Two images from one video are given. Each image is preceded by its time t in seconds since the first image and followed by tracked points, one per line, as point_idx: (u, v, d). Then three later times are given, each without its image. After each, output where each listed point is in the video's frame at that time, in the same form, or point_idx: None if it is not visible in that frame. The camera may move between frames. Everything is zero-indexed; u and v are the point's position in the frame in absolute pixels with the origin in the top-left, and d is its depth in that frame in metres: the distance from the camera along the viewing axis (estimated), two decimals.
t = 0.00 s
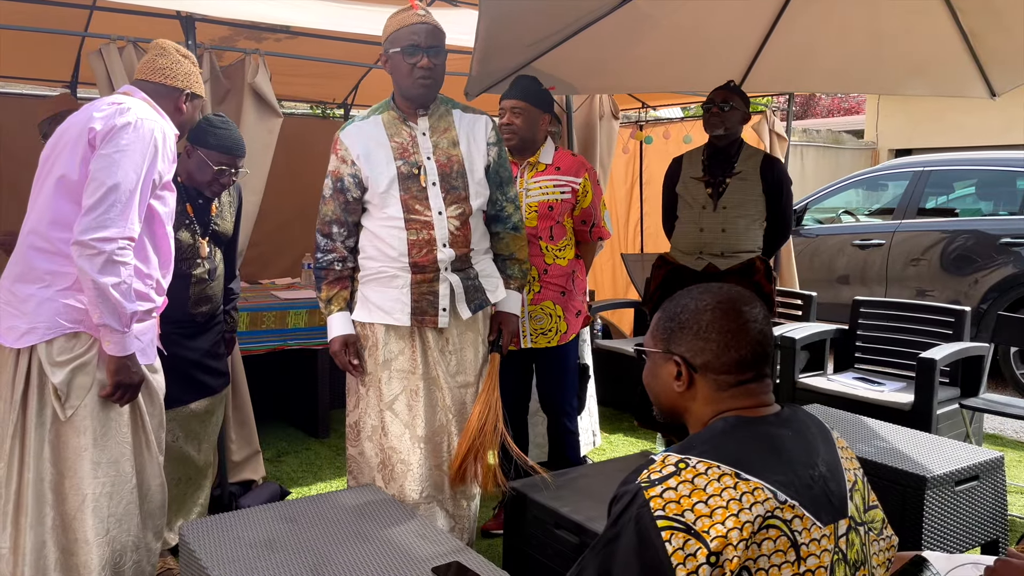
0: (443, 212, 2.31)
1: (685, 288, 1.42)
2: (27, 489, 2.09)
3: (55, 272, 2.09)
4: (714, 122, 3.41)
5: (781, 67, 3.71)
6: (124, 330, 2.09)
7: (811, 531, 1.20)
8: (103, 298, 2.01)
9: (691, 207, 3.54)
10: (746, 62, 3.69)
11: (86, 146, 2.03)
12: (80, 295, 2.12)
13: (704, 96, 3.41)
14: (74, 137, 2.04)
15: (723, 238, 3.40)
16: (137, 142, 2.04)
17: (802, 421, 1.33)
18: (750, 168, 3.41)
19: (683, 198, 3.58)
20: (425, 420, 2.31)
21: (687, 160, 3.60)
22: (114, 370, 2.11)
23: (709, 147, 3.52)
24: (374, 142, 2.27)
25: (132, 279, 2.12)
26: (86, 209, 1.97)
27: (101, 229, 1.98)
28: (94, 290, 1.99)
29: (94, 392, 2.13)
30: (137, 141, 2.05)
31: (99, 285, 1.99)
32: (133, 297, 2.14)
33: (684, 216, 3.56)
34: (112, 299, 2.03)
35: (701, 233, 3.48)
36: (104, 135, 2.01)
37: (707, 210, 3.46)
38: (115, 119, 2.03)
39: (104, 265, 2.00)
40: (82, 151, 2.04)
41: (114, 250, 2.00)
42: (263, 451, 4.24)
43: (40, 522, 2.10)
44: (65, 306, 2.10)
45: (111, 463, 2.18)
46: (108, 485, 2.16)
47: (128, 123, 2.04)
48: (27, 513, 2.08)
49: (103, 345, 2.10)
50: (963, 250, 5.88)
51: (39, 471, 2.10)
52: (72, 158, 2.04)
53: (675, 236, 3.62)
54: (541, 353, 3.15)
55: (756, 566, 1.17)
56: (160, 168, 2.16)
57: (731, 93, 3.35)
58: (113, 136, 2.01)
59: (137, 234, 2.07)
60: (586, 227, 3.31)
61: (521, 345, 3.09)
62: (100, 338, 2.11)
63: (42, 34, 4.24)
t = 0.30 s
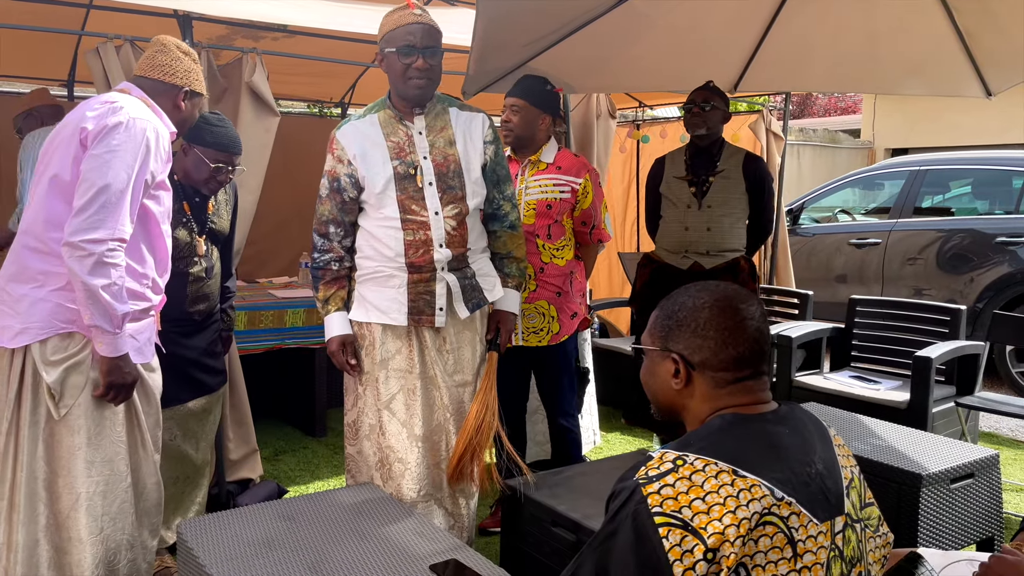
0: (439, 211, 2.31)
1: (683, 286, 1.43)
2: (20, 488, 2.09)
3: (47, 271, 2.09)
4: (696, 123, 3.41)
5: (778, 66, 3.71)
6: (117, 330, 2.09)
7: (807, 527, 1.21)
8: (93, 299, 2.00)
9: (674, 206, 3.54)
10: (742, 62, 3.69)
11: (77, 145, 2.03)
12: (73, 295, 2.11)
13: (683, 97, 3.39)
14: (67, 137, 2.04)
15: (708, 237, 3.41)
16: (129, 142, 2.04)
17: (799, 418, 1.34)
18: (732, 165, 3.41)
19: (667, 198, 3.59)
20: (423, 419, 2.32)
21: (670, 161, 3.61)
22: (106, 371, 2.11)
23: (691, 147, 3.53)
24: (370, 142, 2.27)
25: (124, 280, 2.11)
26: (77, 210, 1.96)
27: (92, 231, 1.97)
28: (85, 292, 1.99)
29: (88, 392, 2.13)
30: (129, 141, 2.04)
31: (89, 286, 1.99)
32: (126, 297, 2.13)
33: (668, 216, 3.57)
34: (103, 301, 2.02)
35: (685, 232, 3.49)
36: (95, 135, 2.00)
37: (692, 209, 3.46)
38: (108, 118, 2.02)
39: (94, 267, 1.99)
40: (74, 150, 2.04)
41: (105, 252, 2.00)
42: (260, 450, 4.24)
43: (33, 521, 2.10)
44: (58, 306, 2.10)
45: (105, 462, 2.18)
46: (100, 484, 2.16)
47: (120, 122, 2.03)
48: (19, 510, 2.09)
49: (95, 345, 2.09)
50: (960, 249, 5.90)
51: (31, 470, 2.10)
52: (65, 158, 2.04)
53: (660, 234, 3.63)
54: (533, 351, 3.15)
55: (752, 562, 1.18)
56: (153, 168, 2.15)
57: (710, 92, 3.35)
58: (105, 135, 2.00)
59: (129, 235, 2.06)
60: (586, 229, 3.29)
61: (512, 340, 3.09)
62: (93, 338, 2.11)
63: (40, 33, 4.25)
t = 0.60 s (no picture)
0: (439, 213, 2.31)
1: (684, 285, 1.43)
2: (15, 488, 2.09)
3: (42, 271, 2.08)
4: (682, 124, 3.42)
5: (776, 66, 3.72)
6: (110, 332, 2.07)
7: (809, 528, 1.21)
8: (86, 300, 1.99)
9: (662, 207, 3.53)
10: (741, 61, 3.70)
11: (73, 145, 2.03)
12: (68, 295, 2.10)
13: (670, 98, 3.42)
14: (63, 137, 2.04)
15: (697, 237, 3.41)
16: (125, 141, 2.03)
17: (800, 418, 1.34)
18: (719, 165, 3.44)
19: (654, 199, 3.58)
20: (422, 418, 2.32)
21: (656, 161, 3.60)
22: (99, 373, 2.09)
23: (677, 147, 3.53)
24: (367, 142, 2.26)
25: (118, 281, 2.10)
26: (71, 211, 1.95)
27: (86, 231, 1.97)
28: (78, 293, 1.98)
29: (83, 393, 2.13)
30: (125, 141, 2.03)
31: (82, 286, 1.98)
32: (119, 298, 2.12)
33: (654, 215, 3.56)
34: (95, 302, 2.01)
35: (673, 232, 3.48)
36: (91, 135, 1.99)
37: (681, 209, 3.46)
38: (104, 117, 2.01)
39: (87, 267, 1.98)
40: (70, 150, 2.03)
41: (98, 252, 1.99)
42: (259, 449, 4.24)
43: (27, 521, 2.10)
44: (53, 307, 2.09)
45: (100, 462, 2.18)
46: (95, 484, 2.16)
47: (117, 122, 2.02)
48: (14, 510, 2.08)
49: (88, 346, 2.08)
50: (958, 248, 5.91)
51: (27, 470, 2.10)
52: (61, 158, 2.04)
53: (647, 234, 3.61)
54: (548, 352, 3.17)
55: (753, 562, 1.18)
56: (150, 168, 2.14)
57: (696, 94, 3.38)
58: (100, 135, 2.00)
59: (123, 235, 2.06)
60: (599, 230, 3.28)
61: (526, 343, 3.13)
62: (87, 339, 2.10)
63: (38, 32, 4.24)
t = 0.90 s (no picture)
0: (439, 217, 2.32)
1: (689, 283, 1.43)
2: (13, 488, 2.08)
3: (39, 272, 2.08)
4: (680, 124, 3.42)
5: (776, 66, 3.72)
6: (106, 332, 2.06)
7: (814, 528, 1.21)
8: (81, 300, 1.99)
9: (659, 206, 3.53)
10: (741, 61, 3.70)
11: (69, 145, 2.02)
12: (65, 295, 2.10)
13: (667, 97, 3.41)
14: (58, 137, 2.03)
15: (694, 237, 3.42)
16: (121, 141, 2.02)
17: (805, 417, 1.34)
18: (716, 164, 3.45)
19: (650, 199, 3.57)
20: (424, 417, 2.32)
21: (653, 161, 3.59)
22: (95, 373, 2.09)
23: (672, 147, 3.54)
24: (366, 145, 2.24)
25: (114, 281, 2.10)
26: (67, 211, 1.95)
27: (82, 231, 1.96)
28: (74, 294, 1.98)
29: (81, 393, 2.12)
30: (121, 140, 2.02)
31: (77, 287, 1.98)
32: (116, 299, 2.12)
33: (651, 215, 3.56)
34: (91, 303, 2.01)
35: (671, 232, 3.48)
36: (87, 134, 1.98)
37: (677, 210, 3.45)
38: (100, 117, 2.00)
39: (82, 268, 1.98)
40: (66, 150, 2.02)
41: (94, 253, 1.98)
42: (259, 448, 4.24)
43: (25, 520, 2.10)
44: (50, 307, 2.09)
45: (99, 462, 2.18)
46: (93, 484, 2.16)
47: (112, 121, 2.01)
48: (12, 510, 2.08)
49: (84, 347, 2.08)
50: (957, 248, 5.91)
51: (25, 469, 2.09)
52: (57, 158, 2.03)
53: (645, 234, 3.60)
54: (562, 352, 3.19)
55: (758, 563, 1.18)
56: (147, 168, 2.13)
57: (694, 94, 3.39)
58: (96, 135, 1.98)
59: (120, 236, 2.05)
60: (613, 231, 3.25)
61: (540, 342, 3.17)
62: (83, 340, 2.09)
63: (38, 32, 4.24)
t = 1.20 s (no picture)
0: (438, 216, 2.32)
1: (695, 282, 1.42)
2: (12, 487, 2.08)
3: (34, 271, 2.07)
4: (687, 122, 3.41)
5: (777, 65, 3.72)
6: (101, 331, 2.05)
7: (820, 530, 1.21)
8: (76, 300, 1.98)
9: (667, 206, 3.54)
10: (742, 60, 3.70)
11: (63, 143, 2.01)
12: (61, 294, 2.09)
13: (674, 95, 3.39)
14: (53, 135, 2.03)
15: (701, 235, 3.42)
16: (115, 139, 2.01)
17: (811, 418, 1.34)
18: (723, 162, 3.42)
19: (658, 198, 3.58)
20: (425, 416, 2.31)
21: (661, 161, 3.61)
22: (92, 373, 2.08)
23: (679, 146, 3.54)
24: (363, 145, 2.24)
25: (109, 280, 2.09)
26: (61, 209, 1.94)
27: (75, 230, 1.95)
28: (69, 294, 1.97)
29: (78, 393, 2.12)
30: (114, 139, 2.01)
31: (72, 287, 1.97)
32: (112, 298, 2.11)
33: (659, 213, 3.57)
34: (86, 302, 2.00)
35: (678, 231, 3.49)
36: (80, 133, 1.98)
37: (684, 208, 3.46)
38: (93, 115, 2.00)
39: (77, 267, 1.97)
40: (60, 148, 2.02)
41: (88, 252, 1.97)
42: (259, 447, 4.24)
43: (24, 520, 2.10)
44: (45, 307, 2.08)
45: (97, 461, 2.17)
46: (92, 483, 2.16)
47: (106, 120, 2.00)
48: (10, 510, 2.08)
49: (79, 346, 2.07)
50: (957, 247, 5.91)
51: (24, 469, 2.09)
52: (51, 156, 2.02)
53: (653, 233, 3.61)
54: (568, 351, 3.19)
55: (764, 566, 1.18)
56: (142, 167, 2.12)
57: (703, 91, 3.36)
58: (90, 134, 1.98)
59: (114, 235, 2.04)
60: (620, 231, 3.25)
61: (545, 339, 3.17)
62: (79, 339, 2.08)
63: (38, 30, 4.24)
